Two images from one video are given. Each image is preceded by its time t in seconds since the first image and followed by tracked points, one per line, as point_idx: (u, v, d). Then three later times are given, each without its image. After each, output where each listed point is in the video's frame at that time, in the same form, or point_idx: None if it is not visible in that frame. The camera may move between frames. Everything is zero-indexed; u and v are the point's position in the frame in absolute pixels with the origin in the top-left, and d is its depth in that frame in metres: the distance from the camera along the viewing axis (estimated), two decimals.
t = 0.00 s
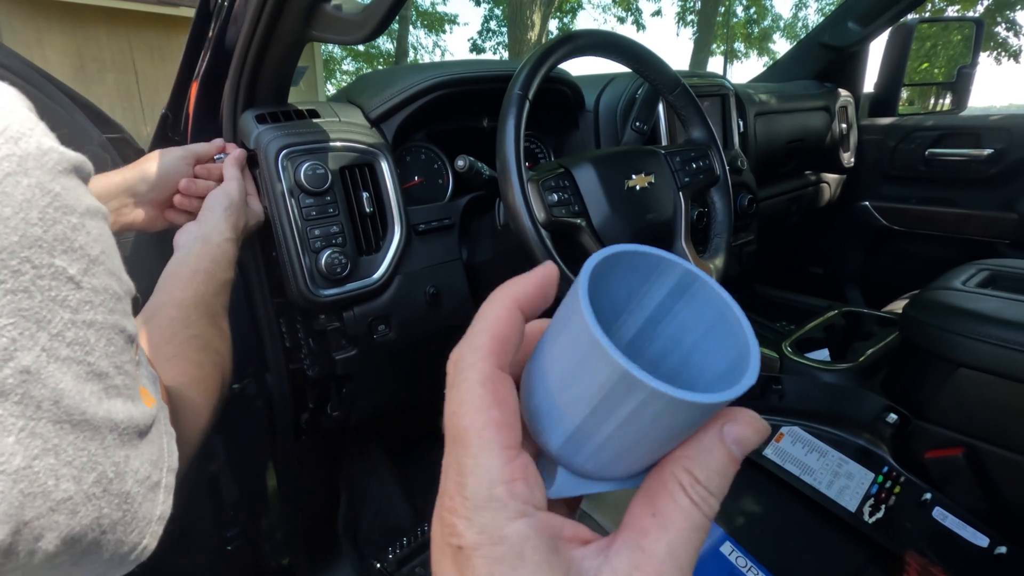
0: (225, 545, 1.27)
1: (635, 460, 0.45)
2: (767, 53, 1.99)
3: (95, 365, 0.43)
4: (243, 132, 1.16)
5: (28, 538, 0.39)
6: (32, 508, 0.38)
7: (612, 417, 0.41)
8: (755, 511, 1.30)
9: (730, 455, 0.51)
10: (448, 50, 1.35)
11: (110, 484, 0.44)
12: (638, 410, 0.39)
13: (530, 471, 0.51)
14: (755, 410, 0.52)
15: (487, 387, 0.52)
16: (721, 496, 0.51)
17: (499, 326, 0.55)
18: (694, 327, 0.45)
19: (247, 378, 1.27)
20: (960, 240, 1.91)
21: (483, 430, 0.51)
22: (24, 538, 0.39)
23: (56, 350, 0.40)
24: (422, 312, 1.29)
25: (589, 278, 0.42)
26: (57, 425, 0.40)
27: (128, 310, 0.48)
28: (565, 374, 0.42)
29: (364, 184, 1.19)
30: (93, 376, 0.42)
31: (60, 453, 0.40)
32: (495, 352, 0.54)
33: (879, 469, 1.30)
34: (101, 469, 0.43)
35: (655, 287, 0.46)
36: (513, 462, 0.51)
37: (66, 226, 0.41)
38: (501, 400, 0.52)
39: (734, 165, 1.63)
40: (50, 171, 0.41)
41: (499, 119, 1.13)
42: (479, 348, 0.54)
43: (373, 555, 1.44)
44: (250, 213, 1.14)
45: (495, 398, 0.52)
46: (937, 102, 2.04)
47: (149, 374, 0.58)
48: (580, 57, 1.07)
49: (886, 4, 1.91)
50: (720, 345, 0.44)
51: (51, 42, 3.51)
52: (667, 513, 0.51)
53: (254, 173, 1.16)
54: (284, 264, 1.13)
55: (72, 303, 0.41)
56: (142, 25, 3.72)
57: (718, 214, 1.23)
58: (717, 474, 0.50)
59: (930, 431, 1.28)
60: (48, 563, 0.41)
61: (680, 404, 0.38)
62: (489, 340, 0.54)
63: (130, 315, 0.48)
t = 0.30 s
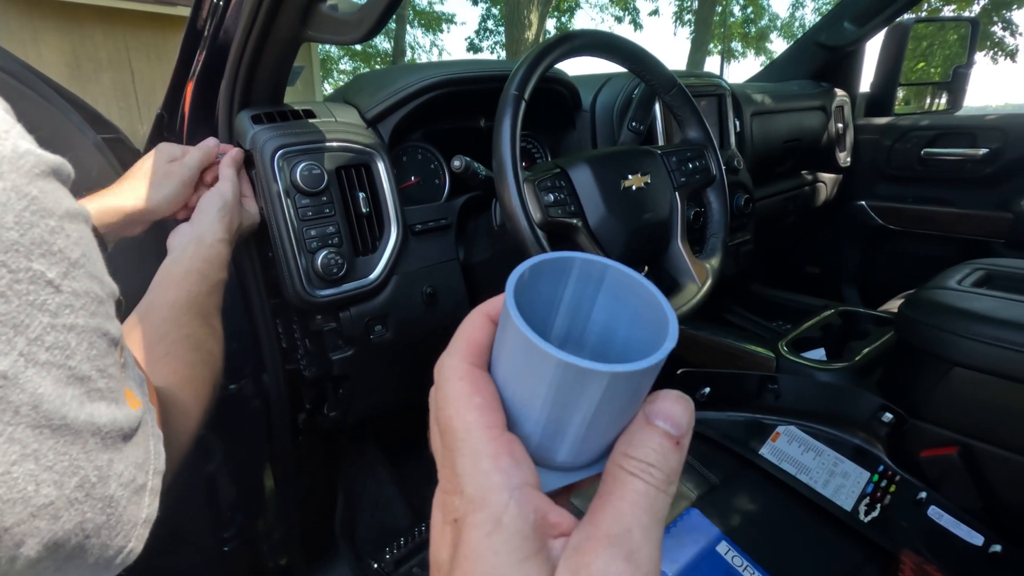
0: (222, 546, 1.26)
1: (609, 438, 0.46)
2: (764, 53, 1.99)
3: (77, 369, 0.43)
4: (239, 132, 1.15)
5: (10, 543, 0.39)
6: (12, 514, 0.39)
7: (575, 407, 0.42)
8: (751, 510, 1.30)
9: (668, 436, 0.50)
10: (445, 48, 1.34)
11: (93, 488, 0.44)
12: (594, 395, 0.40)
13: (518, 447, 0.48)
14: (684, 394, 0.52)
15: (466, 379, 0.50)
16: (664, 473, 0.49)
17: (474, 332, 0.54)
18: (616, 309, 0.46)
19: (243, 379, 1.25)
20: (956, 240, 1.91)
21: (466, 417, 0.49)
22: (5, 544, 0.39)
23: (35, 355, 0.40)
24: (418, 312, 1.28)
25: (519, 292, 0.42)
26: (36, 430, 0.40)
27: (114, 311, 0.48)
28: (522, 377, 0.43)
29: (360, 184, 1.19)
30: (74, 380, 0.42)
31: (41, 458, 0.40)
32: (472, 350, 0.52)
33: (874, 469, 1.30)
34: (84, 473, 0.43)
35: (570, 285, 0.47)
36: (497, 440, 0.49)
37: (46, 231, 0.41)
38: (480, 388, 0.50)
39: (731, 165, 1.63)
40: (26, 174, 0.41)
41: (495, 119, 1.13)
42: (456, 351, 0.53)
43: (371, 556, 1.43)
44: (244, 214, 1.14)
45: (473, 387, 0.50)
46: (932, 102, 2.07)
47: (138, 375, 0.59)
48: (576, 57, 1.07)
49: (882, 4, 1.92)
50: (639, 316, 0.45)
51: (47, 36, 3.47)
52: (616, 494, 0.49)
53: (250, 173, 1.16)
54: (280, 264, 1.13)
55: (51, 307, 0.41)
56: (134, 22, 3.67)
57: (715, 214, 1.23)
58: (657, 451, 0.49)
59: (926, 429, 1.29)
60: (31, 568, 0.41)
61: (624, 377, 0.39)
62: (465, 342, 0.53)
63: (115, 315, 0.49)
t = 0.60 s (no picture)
0: (210, 548, 1.26)
1: (551, 456, 0.45)
2: (759, 52, 1.99)
3: None
4: (223, 130, 1.14)
5: None
6: None
7: (524, 416, 0.41)
8: (740, 510, 1.29)
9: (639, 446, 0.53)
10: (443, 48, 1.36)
11: (22, 503, 0.46)
12: (546, 408, 0.39)
13: (430, 468, 0.55)
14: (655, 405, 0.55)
15: (398, 383, 0.55)
16: (631, 483, 0.51)
17: (422, 324, 0.58)
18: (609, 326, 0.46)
19: (231, 380, 1.25)
20: (950, 238, 1.91)
21: (386, 425, 0.54)
22: None
23: None
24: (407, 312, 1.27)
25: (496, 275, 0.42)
26: None
27: (47, 314, 0.53)
28: (476, 375, 0.42)
29: (348, 183, 1.17)
30: None
31: None
32: (412, 345, 0.57)
33: (867, 469, 1.31)
34: (10, 489, 0.45)
35: (564, 290, 0.47)
36: (411, 457, 0.55)
37: None
38: (409, 396, 0.55)
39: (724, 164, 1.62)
40: None
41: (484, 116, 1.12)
42: (400, 340, 0.57)
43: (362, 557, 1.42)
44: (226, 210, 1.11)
45: (404, 395, 0.55)
46: (927, 100, 2.05)
47: (90, 380, 0.59)
48: (565, 55, 1.06)
49: (875, 3, 1.92)
50: (628, 338, 0.45)
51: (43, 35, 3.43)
52: (574, 497, 0.50)
53: (235, 171, 1.14)
54: (266, 264, 1.12)
55: None
56: (129, 18, 3.62)
57: (706, 213, 1.22)
58: (624, 459, 0.51)
59: (917, 429, 1.28)
60: None
61: (586, 399, 0.38)
62: (410, 334, 0.57)
63: (49, 319, 0.53)
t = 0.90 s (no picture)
0: (212, 547, 1.26)
1: (577, 456, 0.45)
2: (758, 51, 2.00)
3: None
4: (225, 129, 1.14)
5: None
6: None
7: (560, 407, 0.42)
8: (742, 508, 1.34)
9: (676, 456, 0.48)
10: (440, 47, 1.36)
11: (22, 515, 0.45)
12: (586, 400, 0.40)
13: (489, 460, 0.48)
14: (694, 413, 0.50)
15: (442, 378, 0.50)
16: (663, 493, 0.48)
17: (455, 328, 0.54)
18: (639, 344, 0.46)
19: (233, 379, 1.26)
20: (947, 237, 1.91)
21: (438, 419, 0.49)
22: None
23: None
24: (409, 312, 1.28)
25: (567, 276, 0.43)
26: None
27: (46, 319, 0.52)
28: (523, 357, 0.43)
29: (349, 182, 1.17)
30: None
31: None
32: (450, 348, 0.52)
33: (868, 466, 1.31)
34: (10, 500, 0.44)
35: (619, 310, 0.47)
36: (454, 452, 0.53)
37: None
38: (456, 389, 0.49)
39: (724, 163, 1.62)
40: None
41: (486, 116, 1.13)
42: (436, 345, 0.52)
43: (363, 556, 1.42)
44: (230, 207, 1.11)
45: (450, 388, 0.49)
46: (924, 100, 2.06)
47: (91, 385, 0.59)
48: (567, 54, 1.07)
49: (873, 3, 1.93)
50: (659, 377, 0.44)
51: (36, 30, 3.38)
52: (607, 521, 0.48)
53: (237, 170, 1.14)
54: (269, 264, 1.12)
55: None
56: (125, 16, 3.62)
57: (706, 212, 1.23)
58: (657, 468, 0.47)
59: (917, 427, 1.28)
60: None
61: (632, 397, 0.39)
62: (444, 337, 0.53)
63: (49, 325, 0.52)
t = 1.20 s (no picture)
0: (210, 546, 1.25)
1: (613, 436, 0.45)
2: (756, 50, 2.00)
3: None
4: (223, 127, 1.14)
5: None
6: None
7: (603, 381, 0.41)
8: (742, 506, 1.34)
9: (687, 454, 0.50)
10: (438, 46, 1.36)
11: (11, 510, 0.46)
12: (634, 371, 0.40)
13: (464, 477, 0.56)
14: (710, 407, 0.51)
15: (438, 382, 0.55)
16: (675, 502, 0.50)
17: (461, 326, 0.57)
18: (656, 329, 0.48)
19: (231, 378, 1.27)
20: (944, 235, 1.92)
21: (422, 426, 0.55)
22: None
23: None
24: (407, 311, 1.27)
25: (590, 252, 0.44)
26: None
27: (37, 312, 0.53)
28: (561, 340, 0.43)
29: (348, 180, 1.17)
30: None
31: None
32: (453, 348, 0.57)
33: (867, 464, 1.30)
34: None
35: (630, 304, 0.50)
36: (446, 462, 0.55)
37: None
38: (448, 397, 0.55)
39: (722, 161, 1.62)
40: None
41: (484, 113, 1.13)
42: (440, 342, 0.56)
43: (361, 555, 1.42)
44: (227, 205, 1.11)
45: (444, 396, 0.55)
46: (923, 98, 2.05)
47: (85, 376, 0.60)
48: (566, 51, 1.07)
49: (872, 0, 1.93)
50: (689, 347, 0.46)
51: (32, 25, 3.34)
52: (614, 519, 0.50)
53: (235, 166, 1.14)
54: (267, 263, 1.12)
55: None
56: (118, 13, 3.59)
57: (706, 210, 1.22)
58: (670, 475, 0.49)
59: (915, 425, 1.29)
60: None
61: (683, 364, 0.39)
62: (449, 336, 0.57)
63: (39, 318, 0.53)
